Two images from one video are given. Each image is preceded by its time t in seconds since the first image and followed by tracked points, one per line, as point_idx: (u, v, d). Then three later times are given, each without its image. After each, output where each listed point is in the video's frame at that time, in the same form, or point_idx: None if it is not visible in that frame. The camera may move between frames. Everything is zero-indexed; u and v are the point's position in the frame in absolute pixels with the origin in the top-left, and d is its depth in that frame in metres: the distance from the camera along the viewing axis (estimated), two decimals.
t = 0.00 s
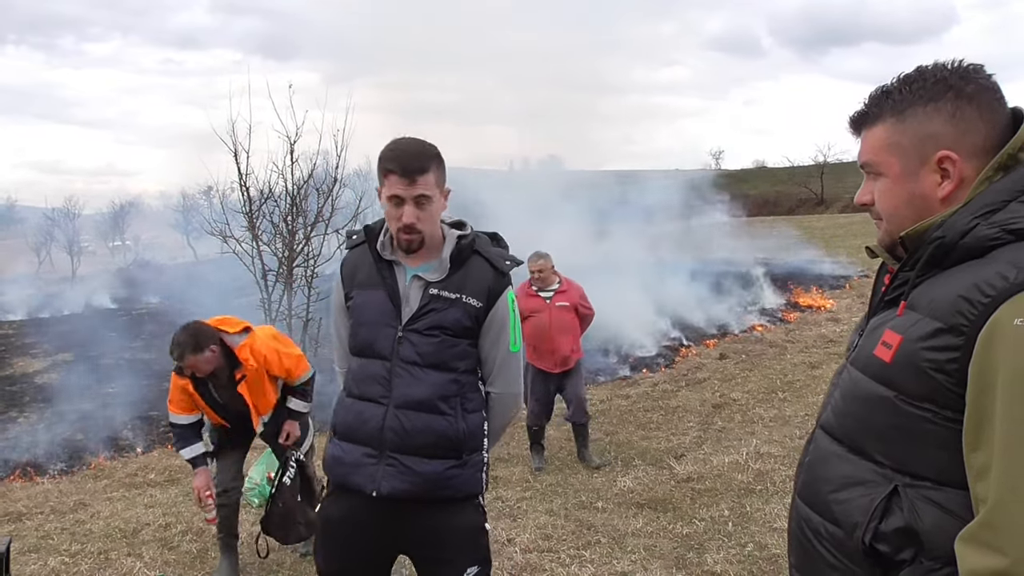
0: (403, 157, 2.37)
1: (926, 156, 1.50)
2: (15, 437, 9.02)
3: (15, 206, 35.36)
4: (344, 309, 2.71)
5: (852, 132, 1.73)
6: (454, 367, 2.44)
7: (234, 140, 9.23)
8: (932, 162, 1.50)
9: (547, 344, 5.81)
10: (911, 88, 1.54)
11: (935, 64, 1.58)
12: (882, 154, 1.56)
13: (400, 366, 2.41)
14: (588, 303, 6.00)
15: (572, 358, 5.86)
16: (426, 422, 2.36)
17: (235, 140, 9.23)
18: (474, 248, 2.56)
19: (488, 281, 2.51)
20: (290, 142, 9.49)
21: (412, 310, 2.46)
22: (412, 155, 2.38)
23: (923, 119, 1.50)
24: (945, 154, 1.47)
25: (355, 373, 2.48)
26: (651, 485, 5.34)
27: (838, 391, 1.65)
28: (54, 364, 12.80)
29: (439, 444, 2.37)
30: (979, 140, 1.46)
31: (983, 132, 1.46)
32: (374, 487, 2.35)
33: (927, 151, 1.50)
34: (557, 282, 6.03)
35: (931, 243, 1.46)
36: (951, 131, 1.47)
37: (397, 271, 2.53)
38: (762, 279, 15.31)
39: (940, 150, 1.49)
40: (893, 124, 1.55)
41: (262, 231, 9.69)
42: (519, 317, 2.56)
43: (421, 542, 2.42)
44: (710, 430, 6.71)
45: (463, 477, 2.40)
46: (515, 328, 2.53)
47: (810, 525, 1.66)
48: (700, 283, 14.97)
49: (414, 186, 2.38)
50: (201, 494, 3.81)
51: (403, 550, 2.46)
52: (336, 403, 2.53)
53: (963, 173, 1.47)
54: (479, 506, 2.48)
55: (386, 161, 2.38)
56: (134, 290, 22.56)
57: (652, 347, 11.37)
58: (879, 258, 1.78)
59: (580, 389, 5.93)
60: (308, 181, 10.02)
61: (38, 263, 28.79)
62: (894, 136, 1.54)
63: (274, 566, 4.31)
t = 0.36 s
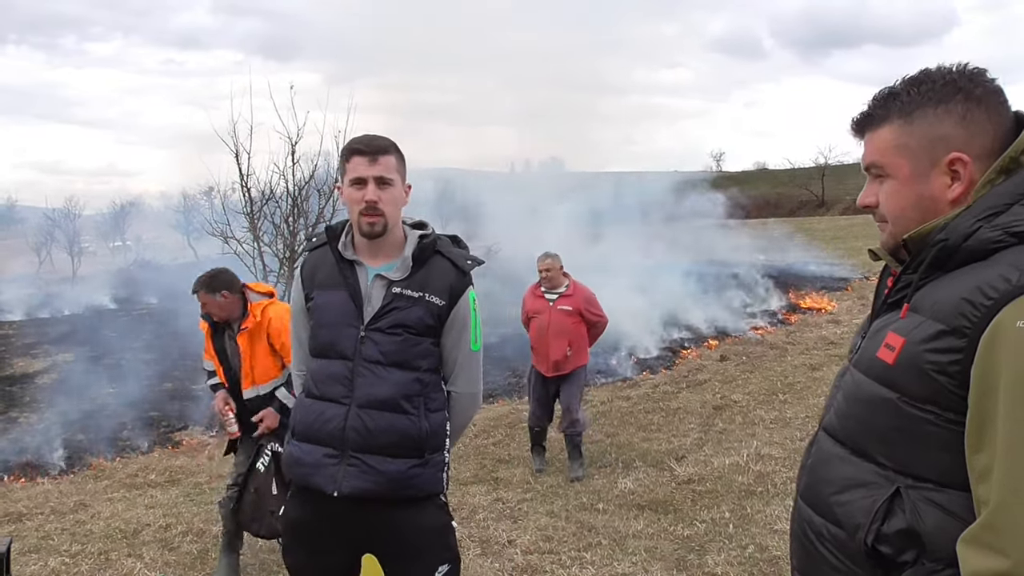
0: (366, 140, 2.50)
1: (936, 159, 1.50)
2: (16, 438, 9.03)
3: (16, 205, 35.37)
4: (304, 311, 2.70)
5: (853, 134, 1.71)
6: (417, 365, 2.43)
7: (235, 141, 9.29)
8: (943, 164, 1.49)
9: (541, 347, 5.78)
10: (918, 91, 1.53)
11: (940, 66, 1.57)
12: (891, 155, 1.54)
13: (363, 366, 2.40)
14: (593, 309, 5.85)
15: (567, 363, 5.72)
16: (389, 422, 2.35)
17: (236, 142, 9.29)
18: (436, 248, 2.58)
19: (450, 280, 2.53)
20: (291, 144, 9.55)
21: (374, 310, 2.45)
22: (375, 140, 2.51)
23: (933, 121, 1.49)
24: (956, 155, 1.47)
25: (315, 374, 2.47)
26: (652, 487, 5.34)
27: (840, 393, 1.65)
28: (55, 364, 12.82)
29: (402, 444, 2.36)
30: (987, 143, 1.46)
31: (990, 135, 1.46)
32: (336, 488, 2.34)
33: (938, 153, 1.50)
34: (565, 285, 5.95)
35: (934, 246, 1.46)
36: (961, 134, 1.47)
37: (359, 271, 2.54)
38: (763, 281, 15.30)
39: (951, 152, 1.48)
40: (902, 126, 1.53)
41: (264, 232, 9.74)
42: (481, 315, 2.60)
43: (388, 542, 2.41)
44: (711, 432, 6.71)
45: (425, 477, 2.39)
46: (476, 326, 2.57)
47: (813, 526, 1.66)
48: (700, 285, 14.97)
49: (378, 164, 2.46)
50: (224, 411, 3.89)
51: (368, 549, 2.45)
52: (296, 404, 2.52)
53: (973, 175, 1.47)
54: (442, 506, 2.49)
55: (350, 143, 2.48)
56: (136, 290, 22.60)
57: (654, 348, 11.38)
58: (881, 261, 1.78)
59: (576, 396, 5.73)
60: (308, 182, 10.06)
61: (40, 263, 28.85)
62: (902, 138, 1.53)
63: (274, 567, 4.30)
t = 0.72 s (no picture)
0: (361, 140, 2.54)
1: (945, 158, 1.48)
2: (14, 441, 9.01)
3: (14, 208, 35.28)
4: (298, 312, 2.68)
5: (836, 141, 1.67)
6: (413, 367, 2.43)
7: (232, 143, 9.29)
8: (950, 163, 1.47)
9: (547, 348, 5.78)
10: (915, 92, 1.51)
11: (921, 67, 1.57)
12: (899, 157, 1.50)
13: (359, 368, 2.39)
14: (601, 311, 5.80)
15: (571, 366, 5.71)
16: (386, 424, 2.36)
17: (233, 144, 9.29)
18: (430, 249, 2.59)
19: (445, 282, 2.54)
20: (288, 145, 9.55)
21: (369, 312, 2.45)
22: (370, 140, 2.55)
23: (938, 121, 1.48)
24: (966, 154, 1.46)
25: (311, 376, 2.46)
26: (651, 486, 5.34)
27: (836, 392, 1.65)
28: (54, 367, 12.80)
29: (399, 446, 2.36)
30: (987, 141, 1.48)
31: (988, 133, 1.48)
32: (333, 490, 2.33)
33: (946, 152, 1.48)
34: (573, 285, 5.90)
35: (927, 245, 1.47)
36: (966, 132, 1.47)
37: (352, 273, 2.53)
38: (761, 279, 15.31)
39: (957, 150, 1.47)
40: (906, 127, 1.50)
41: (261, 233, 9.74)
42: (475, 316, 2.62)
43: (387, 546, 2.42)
44: (710, 431, 6.71)
45: (422, 478, 2.40)
46: (471, 327, 2.59)
47: (813, 527, 1.65)
48: (699, 284, 14.97)
49: (373, 163, 2.50)
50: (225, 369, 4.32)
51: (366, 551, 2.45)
52: (292, 406, 2.51)
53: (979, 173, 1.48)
54: (439, 508, 2.49)
55: (345, 144, 2.52)
56: (134, 292, 22.54)
57: (653, 347, 11.38)
58: (872, 260, 1.78)
59: (581, 400, 5.72)
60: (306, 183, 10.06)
61: (38, 266, 28.78)
62: (907, 139, 1.49)
63: (272, 569, 4.29)
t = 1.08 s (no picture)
0: (393, 140, 2.49)
1: (930, 159, 1.49)
2: (8, 441, 8.97)
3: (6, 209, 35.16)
4: (328, 313, 2.70)
5: (820, 142, 1.67)
6: (441, 370, 2.45)
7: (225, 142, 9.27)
8: (936, 165, 1.48)
9: (535, 346, 5.80)
10: (898, 94, 1.52)
11: (904, 68, 1.58)
12: (885, 159, 1.50)
13: (388, 370, 2.41)
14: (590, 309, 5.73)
15: (559, 364, 5.71)
16: (415, 426, 2.37)
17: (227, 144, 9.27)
18: (460, 250, 2.58)
19: (475, 283, 2.54)
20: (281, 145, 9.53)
21: (398, 313, 2.46)
22: (402, 140, 2.50)
23: (923, 123, 1.48)
24: (951, 155, 1.47)
25: (339, 376, 2.47)
26: (644, 486, 5.35)
27: (824, 392, 1.66)
28: (47, 367, 12.76)
29: (427, 448, 2.37)
30: (970, 142, 1.49)
31: (971, 135, 1.50)
32: (363, 492, 2.35)
33: (931, 153, 1.49)
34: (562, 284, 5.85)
35: (914, 244, 1.47)
36: (950, 134, 1.48)
37: (381, 273, 2.53)
38: (755, 279, 15.36)
39: (942, 152, 1.48)
40: (890, 129, 1.50)
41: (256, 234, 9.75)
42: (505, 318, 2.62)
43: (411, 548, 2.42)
44: (703, 431, 6.72)
45: (451, 481, 2.41)
46: (501, 330, 2.59)
47: (799, 525, 1.66)
48: (694, 284, 15.00)
49: (404, 165, 2.45)
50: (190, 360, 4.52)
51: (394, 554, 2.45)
52: (321, 407, 2.52)
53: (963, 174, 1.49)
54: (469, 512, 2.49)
55: (378, 144, 2.48)
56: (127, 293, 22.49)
57: (647, 347, 11.40)
58: (861, 259, 1.79)
59: (575, 395, 5.71)
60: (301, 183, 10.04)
61: (31, 267, 28.71)
62: (893, 141, 1.50)
63: (265, 568, 4.29)
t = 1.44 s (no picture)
0: (448, 145, 2.49)
1: (930, 156, 1.49)
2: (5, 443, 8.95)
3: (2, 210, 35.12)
4: (373, 313, 2.68)
5: (820, 139, 1.66)
6: (491, 379, 2.45)
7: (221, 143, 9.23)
8: (937, 161, 1.48)
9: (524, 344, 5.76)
10: (896, 89, 1.52)
11: (899, 66, 1.59)
12: (885, 155, 1.50)
13: (437, 378, 2.41)
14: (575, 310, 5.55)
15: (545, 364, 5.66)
16: (463, 436, 2.38)
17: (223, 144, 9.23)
18: (511, 257, 2.57)
19: (526, 291, 2.53)
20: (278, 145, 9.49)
21: (448, 321, 2.46)
22: (457, 145, 2.50)
23: (923, 119, 1.48)
24: (950, 150, 1.47)
25: (388, 381, 2.47)
26: (641, 485, 5.35)
27: (820, 390, 1.66)
28: (44, 369, 12.74)
29: (476, 456, 2.38)
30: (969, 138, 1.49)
31: (970, 131, 1.50)
32: (413, 499, 2.36)
33: (931, 150, 1.48)
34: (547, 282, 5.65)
35: (911, 241, 1.47)
36: (949, 130, 1.48)
37: (432, 278, 2.53)
38: (753, 277, 15.37)
39: (943, 148, 1.48)
40: (889, 125, 1.50)
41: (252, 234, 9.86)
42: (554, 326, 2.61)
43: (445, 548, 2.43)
44: (701, 430, 6.73)
45: (499, 488, 2.43)
46: (551, 338, 2.59)
47: (793, 522, 1.67)
48: (692, 283, 15.02)
49: (459, 172, 2.46)
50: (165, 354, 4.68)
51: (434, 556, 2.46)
52: (368, 411, 2.52)
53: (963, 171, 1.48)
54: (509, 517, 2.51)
55: (431, 149, 2.47)
56: (124, 294, 22.48)
57: (646, 346, 11.41)
58: (858, 258, 1.80)
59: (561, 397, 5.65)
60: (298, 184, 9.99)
61: (26, 268, 28.70)
62: (893, 137, 1.50)
63: (262, 569, 4.30)
